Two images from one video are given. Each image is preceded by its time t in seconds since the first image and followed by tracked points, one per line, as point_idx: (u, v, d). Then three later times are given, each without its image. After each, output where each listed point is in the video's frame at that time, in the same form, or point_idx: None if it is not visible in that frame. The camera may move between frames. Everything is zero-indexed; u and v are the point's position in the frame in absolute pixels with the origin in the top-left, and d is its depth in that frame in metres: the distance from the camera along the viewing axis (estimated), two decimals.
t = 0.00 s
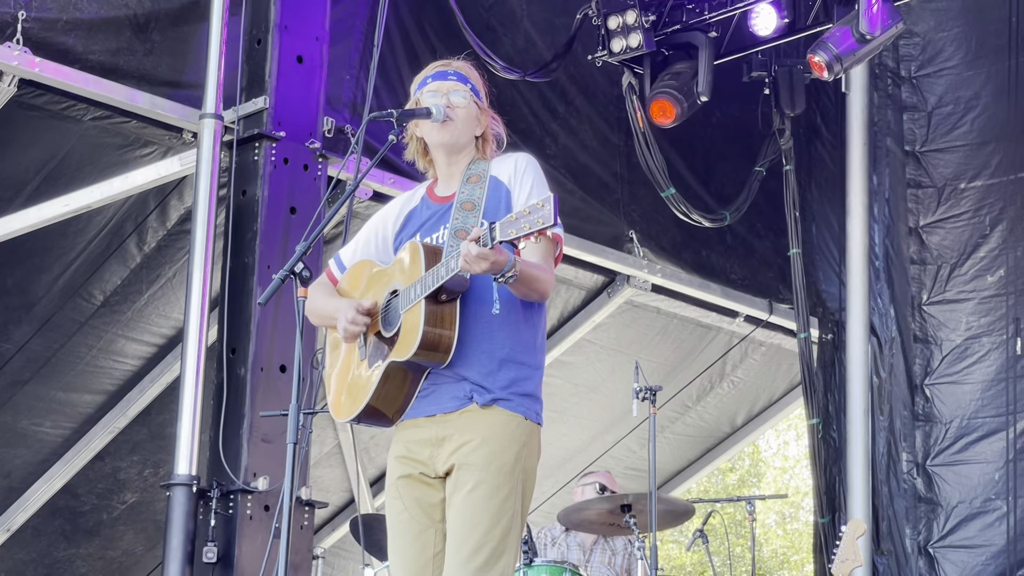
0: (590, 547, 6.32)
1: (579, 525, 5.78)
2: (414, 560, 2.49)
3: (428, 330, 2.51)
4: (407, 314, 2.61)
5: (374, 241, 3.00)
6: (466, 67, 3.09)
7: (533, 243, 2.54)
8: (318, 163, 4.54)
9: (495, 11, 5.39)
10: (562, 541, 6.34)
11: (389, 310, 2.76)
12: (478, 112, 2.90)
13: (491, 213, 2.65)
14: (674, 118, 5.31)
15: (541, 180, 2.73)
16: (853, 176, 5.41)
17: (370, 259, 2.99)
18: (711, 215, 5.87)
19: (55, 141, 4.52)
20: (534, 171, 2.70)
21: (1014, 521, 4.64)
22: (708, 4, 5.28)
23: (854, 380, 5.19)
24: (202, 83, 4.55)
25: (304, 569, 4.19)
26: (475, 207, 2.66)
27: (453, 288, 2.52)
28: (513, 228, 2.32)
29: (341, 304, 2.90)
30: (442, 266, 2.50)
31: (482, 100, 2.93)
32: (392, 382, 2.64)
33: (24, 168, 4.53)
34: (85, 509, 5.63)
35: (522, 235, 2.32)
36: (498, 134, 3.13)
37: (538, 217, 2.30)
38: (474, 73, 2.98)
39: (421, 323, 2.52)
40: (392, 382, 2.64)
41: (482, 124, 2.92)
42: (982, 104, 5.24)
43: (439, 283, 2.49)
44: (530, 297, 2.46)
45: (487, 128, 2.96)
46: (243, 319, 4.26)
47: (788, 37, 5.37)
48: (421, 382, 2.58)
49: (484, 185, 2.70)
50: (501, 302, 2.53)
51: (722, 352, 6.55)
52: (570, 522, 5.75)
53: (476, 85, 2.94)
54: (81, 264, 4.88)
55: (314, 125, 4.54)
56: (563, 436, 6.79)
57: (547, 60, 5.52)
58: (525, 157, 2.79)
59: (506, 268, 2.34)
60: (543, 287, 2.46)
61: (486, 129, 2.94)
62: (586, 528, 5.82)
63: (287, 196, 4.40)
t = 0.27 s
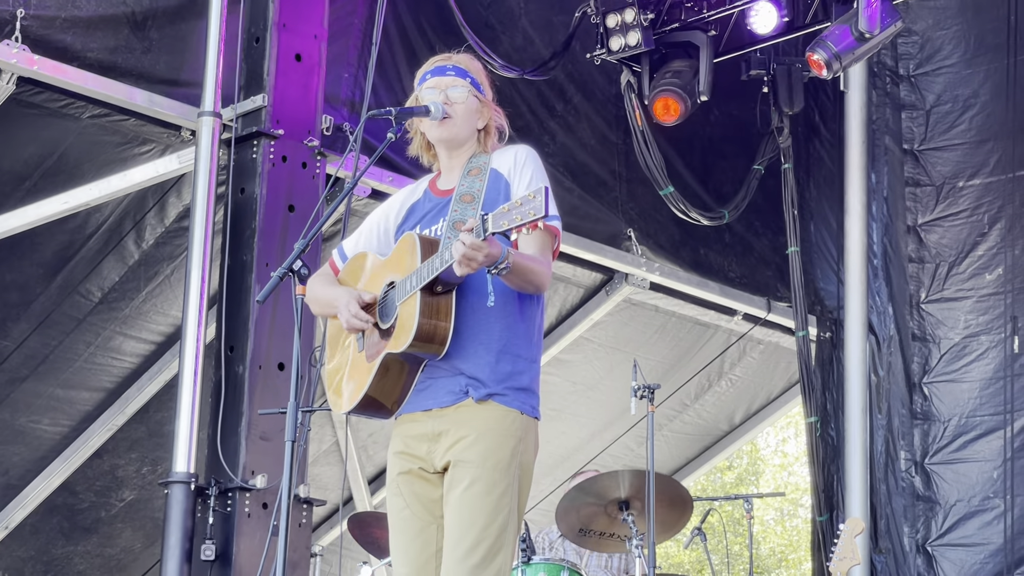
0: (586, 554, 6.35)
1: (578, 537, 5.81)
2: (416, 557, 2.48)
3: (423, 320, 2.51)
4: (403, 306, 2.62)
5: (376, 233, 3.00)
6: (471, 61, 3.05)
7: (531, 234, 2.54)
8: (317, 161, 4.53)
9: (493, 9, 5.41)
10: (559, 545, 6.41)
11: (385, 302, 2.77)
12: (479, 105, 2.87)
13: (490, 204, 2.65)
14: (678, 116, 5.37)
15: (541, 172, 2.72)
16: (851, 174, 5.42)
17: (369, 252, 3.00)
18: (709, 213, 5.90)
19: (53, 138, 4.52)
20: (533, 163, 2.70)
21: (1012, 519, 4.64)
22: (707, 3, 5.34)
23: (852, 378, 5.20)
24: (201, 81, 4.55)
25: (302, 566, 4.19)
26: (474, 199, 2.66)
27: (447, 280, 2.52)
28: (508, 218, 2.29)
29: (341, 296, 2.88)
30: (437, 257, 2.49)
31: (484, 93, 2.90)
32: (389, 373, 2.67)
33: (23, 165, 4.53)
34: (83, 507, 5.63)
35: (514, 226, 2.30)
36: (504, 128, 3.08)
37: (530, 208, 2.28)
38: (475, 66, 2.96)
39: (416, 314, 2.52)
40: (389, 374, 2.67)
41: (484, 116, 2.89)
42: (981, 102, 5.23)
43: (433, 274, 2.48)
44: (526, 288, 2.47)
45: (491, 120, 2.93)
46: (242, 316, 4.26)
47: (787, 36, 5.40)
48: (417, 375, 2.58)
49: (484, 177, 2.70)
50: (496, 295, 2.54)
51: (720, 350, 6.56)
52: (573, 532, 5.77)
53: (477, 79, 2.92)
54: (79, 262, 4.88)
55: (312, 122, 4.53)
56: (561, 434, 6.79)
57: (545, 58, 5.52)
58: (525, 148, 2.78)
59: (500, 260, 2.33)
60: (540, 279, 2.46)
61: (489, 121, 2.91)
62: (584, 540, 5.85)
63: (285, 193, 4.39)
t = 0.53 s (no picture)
0: (582, 552, 6.36)
1: (575, 532, 5.81)
2: (417, 557, 2.48)
3: (417, 317, 2.51)
4: (400, 302, 2.61)
5: (381, 226, 2.99)
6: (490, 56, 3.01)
7: (528, 232, 2.56)
8: (315, 158, 4.51)
9: (491, 7, 5.40)
10: (556, 544, 6.35)
11: (383, 298, 2.76)
12: (482, 101, 2.84)
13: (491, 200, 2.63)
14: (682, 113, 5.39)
15: (544, 172, 2.70)
16: (849, 172, 5.42)
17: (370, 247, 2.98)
18: (706, 211, 5.87)
19: (51, 136, 4.51)
20: (536, 161, 2.69)
21: (1009, 517, 4.65)
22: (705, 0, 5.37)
23: (849, 376, 5.20)
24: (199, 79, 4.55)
25: (299, 565, 4.18)
26: (476, 195, 2.64)
27: (442, 277, 2.51)
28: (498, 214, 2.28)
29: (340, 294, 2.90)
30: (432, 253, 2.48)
31: (488, 88, 2.86)
32: (388, 371, 2.65)
33: (21, 163, 4.53)
34: (81, 504, 5.63)
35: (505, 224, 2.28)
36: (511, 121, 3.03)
37: (518, 206, 2.26)
38: (482, 60, 2.92)
39: (411, 311, 2.52)
40: (388, 371, 2.65)
41: (489, 110, 2.85)
42: (979, 101, 5.23)
43: (428, 270, 2.47)
44: (523, 288, 2.46)
45: (498, 114, 2.88)
46: (240, 314, 4.26)
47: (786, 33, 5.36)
48: (416, 372, 2.59)
49: (487, 173, 2.68)
50: (493, 292, 2.54)
51: (718, 348, 6.56)
52: (571, 528, 5.76)
53: (480, 73, 2.88)
54: (77, 260, 4.88)
55: (310, 120, 4.52)
56: (559, 432, 6.79)
57: (543, 56, 5.52)
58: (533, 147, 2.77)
59: (493, 257, 2.33)
60: (533, 277, 2.45)
61: (496, 115, 2.87)
62: (581, 536, 5.84)
63: (284, 191, 4.38)
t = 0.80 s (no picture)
0: (583, 554, 6.31)
1: (572, 525, 5.78)
2: (416, 555, 2.48)
3: (411, 314, 2.47)
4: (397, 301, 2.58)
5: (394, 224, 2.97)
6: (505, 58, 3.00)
7: (520, 244, 2.53)
8: (313, 156, 4.51)
9: (490, 4, 5.39)
10: (556, 544, 6.41)
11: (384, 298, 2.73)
12: (485, 99, 2.82)
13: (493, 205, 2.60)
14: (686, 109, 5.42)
15: (551, 185, 2.67)
16: (847, 171, 5.42)
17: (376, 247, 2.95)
18: (706, 209, 5.89)
19: (50, 133, 4.51)
20: (543, 171, 2.66)
21: (1008, 514, 4.66)
22: None
23: (848, 374, 5.20)
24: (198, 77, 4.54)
25: (298, 562, 4.19)
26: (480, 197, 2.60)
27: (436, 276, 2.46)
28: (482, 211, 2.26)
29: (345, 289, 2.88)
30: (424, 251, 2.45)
31: (491, 86, 2.84)
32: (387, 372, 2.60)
33: (20, 160, 4.52)
34: (79, 502, 5.63)
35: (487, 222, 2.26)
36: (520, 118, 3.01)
37: (499, 203, 2.28)
38: (486, 59, 2.91)
39: (405, 310, 2.48)
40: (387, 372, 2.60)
41: (493, 109, 2.83)
42: (977, 98, 5.23)
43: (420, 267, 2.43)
44: (505, 295, 2.44)
45: (505, 113, 2.85)
46: (239, 312, 4.27)
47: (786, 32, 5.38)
48: (416, 372, 2.57)
49: (494, 177, 2.63)
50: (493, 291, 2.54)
51: (717, 346, 6.56)
52: (567, 522, 5.75)
53: (483, 72, 2.87)
54: (76, 257, 4.88)
55: (308, 118, 4.51)
56: (558, 430, 6.79)
57: (542, 54, 5.52)
58: (546, 160, 2.73)
59: (472, 256, 2.32)
60: (513, 285, 2.43)
61: (502, 114, 2.84)
62: (579, 527, 5.82)
63: (283, 189, 4.38)
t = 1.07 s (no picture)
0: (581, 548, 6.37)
1: (573, 528, 5.81)
2: (418, 551, 2.48)
3: (401, 306, 2.47)
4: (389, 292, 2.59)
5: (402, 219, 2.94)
6: (507, 46, 2.98)
7: (507, 236, 2.50)
8: (313, 153, 4.50)
9: (489, 2, 5.39)
10: (555, 537, 6.41)
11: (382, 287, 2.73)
12: (484, 91, 2.81)
13: (493, 202, 2.64)
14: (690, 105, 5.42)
15: (555, 183, 2.65)
16: (847, 169, 5.42)
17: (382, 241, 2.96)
18: (705, 207, 5.91)
19: (49, 131, 4.51)
20: (547, 168, 2.66)
21: (1007, 512, 4.67)
22: None
23: (847, 371, 5.20)
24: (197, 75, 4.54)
25: (297, 559, 4.19)
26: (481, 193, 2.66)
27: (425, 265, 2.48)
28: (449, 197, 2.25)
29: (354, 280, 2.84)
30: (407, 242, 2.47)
31: (490, 79, 2.83)
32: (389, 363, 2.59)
33: (19, 158, 4.52)
34: (79, 500, 5.62)
35: (457, 202, 2.24)
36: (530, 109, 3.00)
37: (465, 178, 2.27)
38: (485, 51, 2.89)
39: (394, 299, 2.48)
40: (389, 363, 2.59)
41: (493, 100, 2.81)
42: (976, 96, 5.23)
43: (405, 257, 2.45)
44: (486, 285, 2.41)
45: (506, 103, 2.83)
46: (238, 309, 4.27)
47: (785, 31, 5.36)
48: (417, 365, 2.56)
49: (498, 173, 2.67)
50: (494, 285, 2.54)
51: (716, 343, 6.56)
52: (568, 525, 5.78)
53: (482, 64, 2.85)
54: (76, 254, 4.88)
55: (308, 116, 4.51)
56: (557, 428, 6.80)
57: (541, 52, 5.53)
58: (554, 160, 2.71)
59: (449, 243, 2.28)
60: (491, 272, 2.39)
61: (503, 104, 2.82)
62: (580, 531, 5.85)
63: (282, 186, 4.38)
